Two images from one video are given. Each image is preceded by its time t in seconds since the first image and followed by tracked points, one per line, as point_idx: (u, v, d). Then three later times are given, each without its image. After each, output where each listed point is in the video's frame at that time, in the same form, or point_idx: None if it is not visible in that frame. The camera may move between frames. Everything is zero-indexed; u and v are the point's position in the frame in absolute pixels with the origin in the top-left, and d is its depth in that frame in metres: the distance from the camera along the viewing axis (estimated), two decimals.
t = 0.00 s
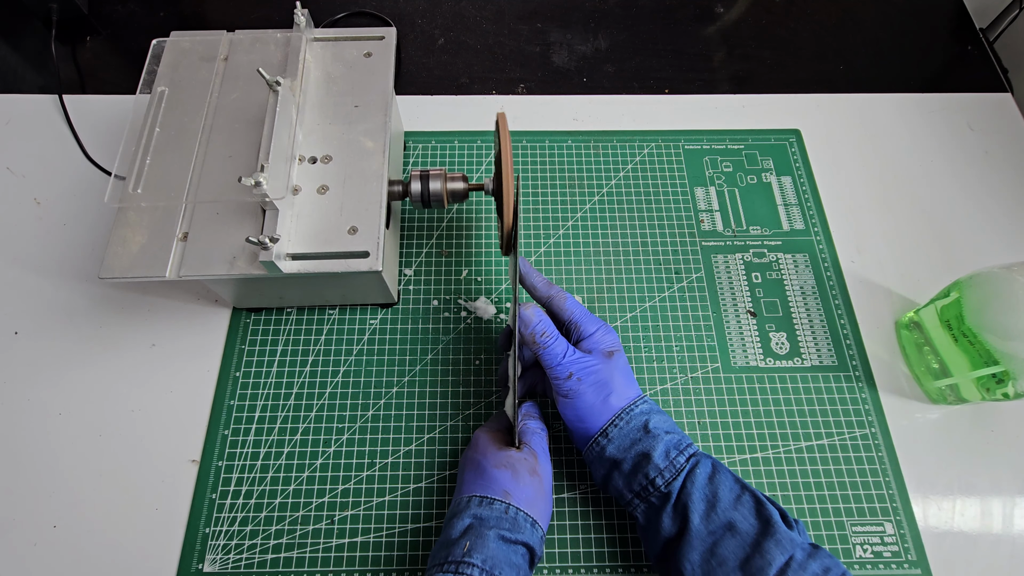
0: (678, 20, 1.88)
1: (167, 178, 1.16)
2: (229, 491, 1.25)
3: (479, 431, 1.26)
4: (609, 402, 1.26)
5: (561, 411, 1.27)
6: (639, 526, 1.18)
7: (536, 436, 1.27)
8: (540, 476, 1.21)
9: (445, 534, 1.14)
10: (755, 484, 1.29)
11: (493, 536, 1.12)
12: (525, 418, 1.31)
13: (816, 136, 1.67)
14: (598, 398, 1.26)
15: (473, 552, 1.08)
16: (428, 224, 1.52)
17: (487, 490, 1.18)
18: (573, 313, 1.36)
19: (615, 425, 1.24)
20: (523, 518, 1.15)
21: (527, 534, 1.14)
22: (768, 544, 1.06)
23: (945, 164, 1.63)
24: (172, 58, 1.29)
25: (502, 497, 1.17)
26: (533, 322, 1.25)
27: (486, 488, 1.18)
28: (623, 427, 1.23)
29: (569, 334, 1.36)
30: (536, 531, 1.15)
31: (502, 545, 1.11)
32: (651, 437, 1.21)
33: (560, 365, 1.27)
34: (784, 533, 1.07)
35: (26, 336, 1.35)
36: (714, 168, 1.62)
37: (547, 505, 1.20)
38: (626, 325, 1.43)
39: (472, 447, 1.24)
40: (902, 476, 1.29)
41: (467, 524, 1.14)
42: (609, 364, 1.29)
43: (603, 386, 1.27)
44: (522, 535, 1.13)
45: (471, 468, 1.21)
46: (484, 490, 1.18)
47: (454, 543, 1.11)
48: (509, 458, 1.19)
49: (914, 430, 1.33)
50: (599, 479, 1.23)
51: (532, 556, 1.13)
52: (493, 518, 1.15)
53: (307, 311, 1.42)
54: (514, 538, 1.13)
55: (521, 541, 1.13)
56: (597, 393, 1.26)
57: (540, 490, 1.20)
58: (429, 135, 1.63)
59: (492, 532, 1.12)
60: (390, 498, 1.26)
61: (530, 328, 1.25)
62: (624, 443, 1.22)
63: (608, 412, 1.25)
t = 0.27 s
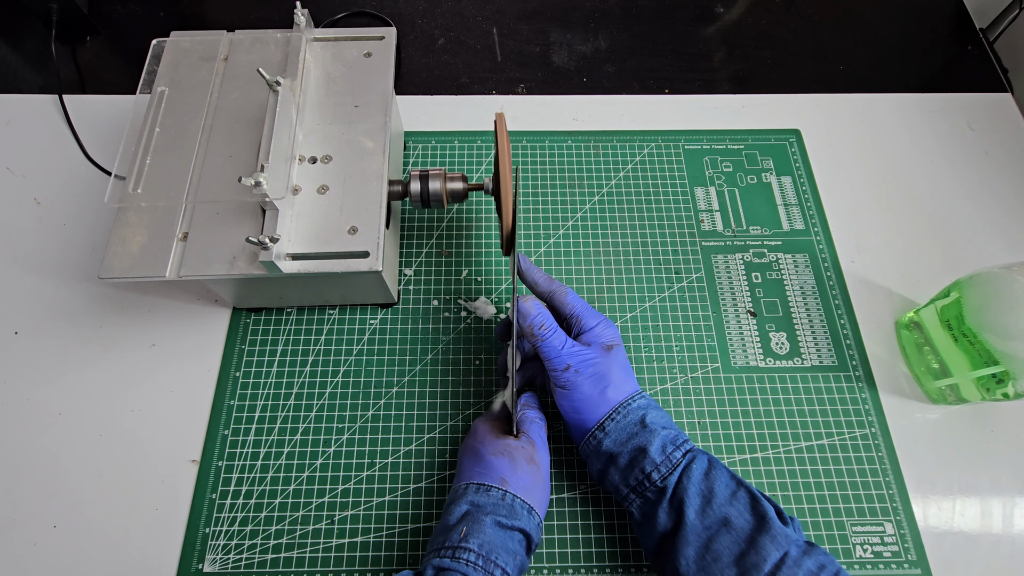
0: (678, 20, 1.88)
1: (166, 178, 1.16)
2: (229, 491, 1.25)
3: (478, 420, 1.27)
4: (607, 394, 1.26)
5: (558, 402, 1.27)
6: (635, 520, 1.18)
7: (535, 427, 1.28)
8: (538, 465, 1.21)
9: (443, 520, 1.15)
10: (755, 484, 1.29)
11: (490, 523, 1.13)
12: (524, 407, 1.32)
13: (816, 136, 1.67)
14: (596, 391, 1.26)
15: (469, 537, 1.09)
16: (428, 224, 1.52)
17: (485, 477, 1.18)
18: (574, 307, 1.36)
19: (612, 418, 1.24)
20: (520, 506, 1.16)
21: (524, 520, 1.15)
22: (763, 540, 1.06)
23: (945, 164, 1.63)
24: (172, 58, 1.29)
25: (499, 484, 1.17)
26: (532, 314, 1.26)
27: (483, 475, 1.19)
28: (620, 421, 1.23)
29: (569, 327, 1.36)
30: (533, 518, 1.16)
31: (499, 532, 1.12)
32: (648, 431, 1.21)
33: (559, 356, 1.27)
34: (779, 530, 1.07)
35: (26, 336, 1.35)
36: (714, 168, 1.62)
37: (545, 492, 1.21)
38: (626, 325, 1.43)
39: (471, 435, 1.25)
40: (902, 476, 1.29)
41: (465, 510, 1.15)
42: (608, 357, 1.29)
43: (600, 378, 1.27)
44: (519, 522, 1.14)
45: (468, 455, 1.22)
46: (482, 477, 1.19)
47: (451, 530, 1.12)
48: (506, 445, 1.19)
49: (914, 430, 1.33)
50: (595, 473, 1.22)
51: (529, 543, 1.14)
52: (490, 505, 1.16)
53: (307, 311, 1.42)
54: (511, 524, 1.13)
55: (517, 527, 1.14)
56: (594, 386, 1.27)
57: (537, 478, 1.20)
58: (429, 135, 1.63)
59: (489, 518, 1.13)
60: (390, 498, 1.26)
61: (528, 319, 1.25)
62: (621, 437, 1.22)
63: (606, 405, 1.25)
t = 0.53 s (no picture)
0: (678, 20, 1.88)
1: (166, 178, 1.16)
2: (229, 491, 1.25)
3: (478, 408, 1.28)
4: (611, 393, 1.26)
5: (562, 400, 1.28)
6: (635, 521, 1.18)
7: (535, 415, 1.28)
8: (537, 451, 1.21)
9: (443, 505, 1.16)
10: (755, 485, 1.28)
11: (489, 508, 1.13)
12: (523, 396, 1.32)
13: (816, 136, 1.67)
14: (600, 389, 1.27)
15: (468, 522, 1.10)
16: (428, 224, 1.52)
17: (484, 463, 1.19)
18: (587, 306, 1.36)
19: (615, 419, 1.24)
20: (519, 491, 1.16)
21: (523, 506, 1.15)
22: (764, 542, 1.06)
23: (946, 164, 1.63)
24: (172, 58, 1.29)
25: (498, 470, 1.17)
26: (532, 318, 1.24)
27: (482, 461, 1.19)
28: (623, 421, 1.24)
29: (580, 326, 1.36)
30: (532, 503, 1.16)
31: (498, 516, 1.13)
32: (651, 432, 1.22)
33: (562, 356, 1.27)
34: (780, 531, 1.07)
35: (26, 335, 1.35)
36: (714, 168, 1.62)
37: (544, 478, 1.21)
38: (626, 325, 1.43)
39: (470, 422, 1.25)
40: (902, 476, 1.29)
41: (465, 496, 1.16)
42: (614, 356, 1.29)
43: (605, 377, 1.27)
44: (518, 507, 1.15)
45: (468, 442, 1.23)
46: (481, 463, 1.19)
47: (451, 515, 1.13)
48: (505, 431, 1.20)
49: (914, 430, 1.33)
50: (597, 472, 1.23)
51: (528, 528, 1.15)
52: (490, 491, 1.16)
53: (307, 311, 1.42)
54: (510, 509, 1.14)
55: (517, 512, 1.14)
56: (598, 385, 1.27)
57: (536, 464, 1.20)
58: (429, 135, 1.63)
59: (488, 503, 1.14)
60: (389, 498, 1.26)
61: (529, 323, 1.24)
62: (624, 438, 1.23)
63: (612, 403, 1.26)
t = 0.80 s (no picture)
0: (678, 20, 1.88)
1: (167, 177, 1.16)
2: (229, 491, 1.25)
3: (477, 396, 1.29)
4: (613, 390, 1.27)
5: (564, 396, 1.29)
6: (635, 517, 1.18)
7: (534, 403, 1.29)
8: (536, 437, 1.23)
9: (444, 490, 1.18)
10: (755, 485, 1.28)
11: (491, 494, 1.15)
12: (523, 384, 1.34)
13: (816, 136, 1.67)
14: (602, 386, 1.27)
15: (469, 508, 1.12)
16: (428, 224, 1.52)
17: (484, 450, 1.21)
18: (591, 303, 1.36)
19: (618, 414, 1.25)
20: (520, 478, 1.18)
21: (523, 492, 1.17)
22: (764, 538, 1.06)
23: (946, 164, 1.63)
24: (172, 58, 1.29)
25: (499, 458, 1.19)
26: (531, 316, 1.28)
27: (483, 448, 1.21)
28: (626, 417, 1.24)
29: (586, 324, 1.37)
30: (532, 490, 1.18)
31: (499, 503, 1.15)
32: (654, 428, 1.22)
33: (564, 352, 1.29)
34: (781, 528, 1.07)
35: (26, 335, 1.35)
36: (714, 168, 1.62)
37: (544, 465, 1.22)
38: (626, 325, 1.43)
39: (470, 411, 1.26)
40: (902, 476, 1.29)
41: (465, 483, 1.17)
42: (617, 354, 1.30)
43: (607, 374, 1.28)
44: (519, 494, 1.16)
45: (468, 430, 1.24)
46: (482, 451, 1.21)
47: (453, 501, 1.15)
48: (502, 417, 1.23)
49: (914, 430, 1.33)
50: (599, 468, 1.23)
51: (528, 514, 1.17)
52: (491, 478, 1.17)
53: (307, 311, 1.42)
54: (511, 495, 1.16)
55: (518, 499, 1.16)
56: (601, 381, 1.27)
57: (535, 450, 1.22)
58: (429, 135, 1.63)
59: (489, 490, 1.15)
60: (389, 498, 1.26)
61: (529, 321, 1.28)
62: (626, 434, 1.23)
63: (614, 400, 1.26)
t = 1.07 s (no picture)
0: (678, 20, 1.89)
1: (167, 177, 1.16)
2: (229, 491, 1.25)
3: (495, 389, 1.25)
4: (686, 397, 1.27)
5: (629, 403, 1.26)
6: (689, 536, 1.17)
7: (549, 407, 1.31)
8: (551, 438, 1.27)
9: (467, 498, 1.15)
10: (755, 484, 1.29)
11: (519, 508, 1.15)
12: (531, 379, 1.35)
13: (816, 136, 1.67)
14: (678, 393, 1.27)
15: (506, 524, 1.11)
16: (428, 224, 1.52)
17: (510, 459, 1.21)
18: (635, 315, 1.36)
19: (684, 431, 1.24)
20: (543, 490, 1.21)
21: (542, 506, 1.19)
22: (832, 569, 1.06)
23: (945, 164, 1.62)
24: (172, 58, 1.30)
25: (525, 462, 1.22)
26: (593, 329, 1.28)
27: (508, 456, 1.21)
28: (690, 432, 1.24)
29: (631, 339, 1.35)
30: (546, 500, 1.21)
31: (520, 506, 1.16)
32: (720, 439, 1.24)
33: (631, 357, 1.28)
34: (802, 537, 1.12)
35: (26, 335, 1.35)
36: (714, 168, 1.62)
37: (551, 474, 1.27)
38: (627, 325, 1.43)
39: (488, 408, 1.24)
40: (902, 476, 1.29)
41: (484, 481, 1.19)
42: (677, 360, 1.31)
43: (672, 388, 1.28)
44: (540, 507, 1.18)
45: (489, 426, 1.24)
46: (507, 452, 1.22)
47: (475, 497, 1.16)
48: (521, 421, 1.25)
49: (914, 430, 1.33)
50: (656, 480, 1.21)
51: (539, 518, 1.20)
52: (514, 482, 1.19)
53: (307, 311, 1.42)
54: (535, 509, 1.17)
55: (539, 512, 1.18)
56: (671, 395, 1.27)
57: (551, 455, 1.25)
58: (429, 135, 1.63)
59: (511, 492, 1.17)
60: (390, 498, 1.26)
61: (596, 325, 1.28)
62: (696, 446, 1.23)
63: (676, 409, 1.26)
